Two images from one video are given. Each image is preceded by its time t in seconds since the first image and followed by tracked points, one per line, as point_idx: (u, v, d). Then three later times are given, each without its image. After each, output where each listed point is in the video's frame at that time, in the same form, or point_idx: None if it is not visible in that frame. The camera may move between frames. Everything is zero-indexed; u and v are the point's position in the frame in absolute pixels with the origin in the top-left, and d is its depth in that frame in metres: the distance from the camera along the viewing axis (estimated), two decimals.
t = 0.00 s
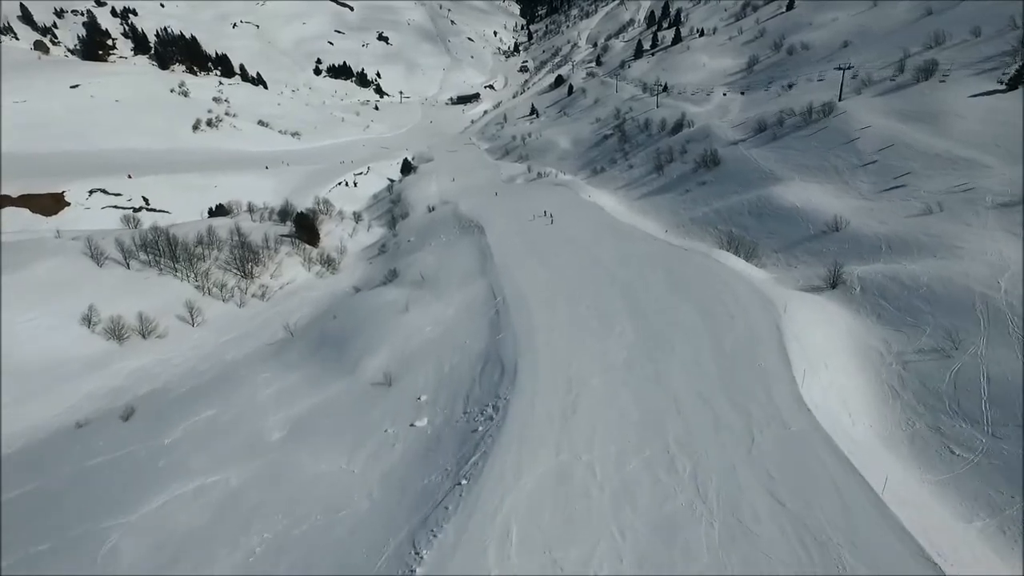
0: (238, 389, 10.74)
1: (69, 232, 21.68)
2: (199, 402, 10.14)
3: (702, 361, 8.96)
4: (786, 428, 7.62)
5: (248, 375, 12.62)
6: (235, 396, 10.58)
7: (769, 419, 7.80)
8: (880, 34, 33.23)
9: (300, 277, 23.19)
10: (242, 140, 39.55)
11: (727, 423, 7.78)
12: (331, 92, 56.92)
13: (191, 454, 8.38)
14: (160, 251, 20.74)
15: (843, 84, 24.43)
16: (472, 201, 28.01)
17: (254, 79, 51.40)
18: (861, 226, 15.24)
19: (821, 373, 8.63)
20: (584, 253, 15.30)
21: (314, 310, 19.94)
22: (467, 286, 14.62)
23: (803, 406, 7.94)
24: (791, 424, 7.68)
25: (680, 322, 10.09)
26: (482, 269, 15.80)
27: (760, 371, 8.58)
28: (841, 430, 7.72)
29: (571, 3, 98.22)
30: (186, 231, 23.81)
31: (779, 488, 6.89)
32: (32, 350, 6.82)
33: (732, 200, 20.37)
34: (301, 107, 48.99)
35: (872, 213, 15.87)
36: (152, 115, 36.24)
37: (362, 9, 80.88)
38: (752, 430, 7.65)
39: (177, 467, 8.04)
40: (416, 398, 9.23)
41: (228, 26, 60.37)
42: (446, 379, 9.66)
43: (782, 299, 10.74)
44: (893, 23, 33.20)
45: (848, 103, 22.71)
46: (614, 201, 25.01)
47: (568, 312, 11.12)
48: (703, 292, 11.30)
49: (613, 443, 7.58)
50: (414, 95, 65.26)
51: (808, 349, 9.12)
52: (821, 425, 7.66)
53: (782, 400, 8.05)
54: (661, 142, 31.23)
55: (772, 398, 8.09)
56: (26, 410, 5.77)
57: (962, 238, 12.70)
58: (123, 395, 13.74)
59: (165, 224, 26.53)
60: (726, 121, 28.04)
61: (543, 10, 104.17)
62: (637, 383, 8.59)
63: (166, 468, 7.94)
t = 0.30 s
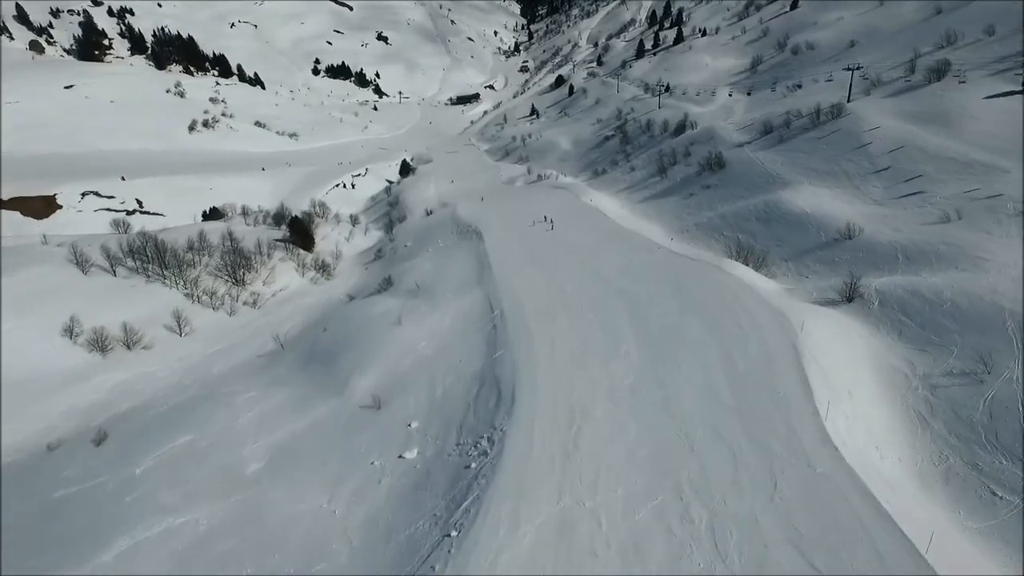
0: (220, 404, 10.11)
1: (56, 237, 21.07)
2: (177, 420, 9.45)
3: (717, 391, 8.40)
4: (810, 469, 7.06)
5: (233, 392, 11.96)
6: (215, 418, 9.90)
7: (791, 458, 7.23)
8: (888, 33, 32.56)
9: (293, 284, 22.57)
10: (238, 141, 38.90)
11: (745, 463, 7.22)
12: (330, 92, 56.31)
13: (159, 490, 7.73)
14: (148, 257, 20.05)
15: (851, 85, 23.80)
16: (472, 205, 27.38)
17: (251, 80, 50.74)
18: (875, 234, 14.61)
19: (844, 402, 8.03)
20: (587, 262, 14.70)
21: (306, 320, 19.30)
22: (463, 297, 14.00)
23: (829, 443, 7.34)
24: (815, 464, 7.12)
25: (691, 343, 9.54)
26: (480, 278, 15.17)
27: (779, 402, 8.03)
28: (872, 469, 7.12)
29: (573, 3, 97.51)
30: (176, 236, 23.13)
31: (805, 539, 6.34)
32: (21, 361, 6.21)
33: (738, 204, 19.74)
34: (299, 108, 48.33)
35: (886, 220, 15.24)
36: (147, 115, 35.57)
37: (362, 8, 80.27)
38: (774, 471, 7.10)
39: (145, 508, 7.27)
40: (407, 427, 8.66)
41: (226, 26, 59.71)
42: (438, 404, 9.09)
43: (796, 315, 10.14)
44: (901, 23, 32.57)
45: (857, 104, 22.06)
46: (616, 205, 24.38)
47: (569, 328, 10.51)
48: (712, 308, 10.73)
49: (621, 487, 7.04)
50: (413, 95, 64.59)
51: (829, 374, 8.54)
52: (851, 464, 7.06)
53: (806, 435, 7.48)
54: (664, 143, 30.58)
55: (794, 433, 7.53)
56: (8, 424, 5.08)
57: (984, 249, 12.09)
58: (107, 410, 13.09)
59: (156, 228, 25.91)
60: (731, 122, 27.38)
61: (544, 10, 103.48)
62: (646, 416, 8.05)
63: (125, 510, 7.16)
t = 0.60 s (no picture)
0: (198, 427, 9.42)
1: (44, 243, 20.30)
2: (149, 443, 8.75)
3: (737, 428, 7.86)
4: (845, 525, 6.52)
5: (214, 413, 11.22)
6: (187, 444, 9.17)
7: (823, 509, 6.74)
8: (894, 34, 31.94)
9: (286, 291, 21.85)
10: (235, 142, 38.22)
11: (769, 513, 6.73)
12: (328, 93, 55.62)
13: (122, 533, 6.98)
14: (135, 265, 19.35)
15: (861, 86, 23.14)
16: (472, 208, 26.71)
17: (248, 80, 50.03)
18: (892, 242, 13.92)
19: (873, 436, 7.61)
20: (590, 272, 14.07)
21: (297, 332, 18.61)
22: (459, 310, 13.34)
23: (865, 494, 6.82)
24: (850, 519, 6.58)
25: (703, 370, 8.97)
26: (477, 289, 14.54)
27: (804, 443, 7.52)
28: (907, 516, 6.68)
29: (573, 3, 96.85)
30: (165, 242, 22.39)
31: None
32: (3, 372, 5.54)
33: (746, 210, 19.03)
34: (297, 108, 47.61)
35: (904, 227, 14.54)
36: (143, 116, 34.88)
37: (361, 8, 79.54)
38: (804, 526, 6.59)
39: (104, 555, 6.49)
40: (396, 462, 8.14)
41: (224, 26, 59.02)
42: (431, 435, 8.51)
43: (816, 334, 9.65)
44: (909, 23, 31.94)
45: (868, 106, 21.39)
46: (619, 209, 23.73)
47: (570, 348, 9.93)
48: (723, 324, 10.18)
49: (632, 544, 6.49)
50: (412, 95, 63.88)
51: (857, 405, 8.09)
52: (886, 513, 6.60)
53: (839, 487, 6.94)
54: (667, 145, 29.88)
55: (825, 483, 7.01)
56: None
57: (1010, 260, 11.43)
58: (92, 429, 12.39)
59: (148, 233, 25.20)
60: (736, 124, 26.70)
61: (544, 10, 102.82)
62: (657, 455, 7.53)
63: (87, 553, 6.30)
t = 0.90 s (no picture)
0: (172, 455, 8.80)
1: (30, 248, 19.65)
2: (119, 473, 8.06)
3: (753, 473, 7.39)
4: None
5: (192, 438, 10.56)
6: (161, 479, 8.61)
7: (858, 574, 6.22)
8: (903, 34, 31.19)
9: (278, 300, 21.13)
10: (231, 144, 37.49)
11: None
12: (326, 94, 54.93)
13: None
14: (120, 274, 18.65)
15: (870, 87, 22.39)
16: (469, 213, 25.96)
17: (245, 81, 49.32)
18: (910, 253, 13.21)
19: (908, 482, 7.18)
20: (591, 283, 13.42)
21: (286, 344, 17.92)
22: (453, 324, 12.69)
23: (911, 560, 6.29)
24: None
25: (713, 403, 8.44)
26: (472, 302, 13.91)
27: (831, 496, 7.03)
28: None
29: (573, 3, 96.07)
30: (153, 248, 21.67)
31: None
32: None
33: (752, 217, 18.35)
34: (294, 109, 46.90)
35: (921, 238, 13.85)
36: (137, 118, 34.23)
37: (359, 7, 78.74)
38: None
39: None
40: (381, 499, 7.78)
41: (221, 26, 58.31)
42: (424, 475, 8.05)
43: (838, 358, 9.14)
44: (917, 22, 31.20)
45: (879, 108, 20.67)
46: (622, 215, 23.05)
47: (571, 375, 9.37)
48: (739, 348, 9.67)
49: None
50: (411, 96, 63.14)
51: (889, 446, 7.65)
52: None
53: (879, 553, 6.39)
54: (670, 148, 29.17)
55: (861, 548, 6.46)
56: None
57: None
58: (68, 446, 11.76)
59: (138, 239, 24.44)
60: (742, 126, 25.94)
61: (544, 9, 102.01)
62: (667, 502, 7.07)
63: None
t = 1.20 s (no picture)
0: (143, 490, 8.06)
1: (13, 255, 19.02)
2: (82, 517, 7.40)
3: (776, 529, 6.78)
4: None
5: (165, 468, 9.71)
6: (116, 540, 7.81)
7: None
8: (911, 33, 30.43)
9: (268, 308, 20.30)
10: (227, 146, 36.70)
11: None
12: (324, 94, 54.20)
13: None
14: (103, 283, 17.56)
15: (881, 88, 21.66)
16: (467, 217, 25.23)
17: (242, 82, 48.59)
18: (932, 265, 12.50)
19: (960, 541, 6.64)
20: (594, 299, 12.79)
21: (275, 357, 17.17)
22: (447, 341, 11.96)
23: None
24: None
25: (736, 446, 7.82)
26: (467, 315, 13.20)
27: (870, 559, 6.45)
28: None
29: (573, 2, 95.29)
30: (140, 255, 20.85)
31: None
32: None
33: (761, 223, 17.62)
34: (291, 110, 46.14)
35: (942, 248, 13.12)
36: (132, 119, 33.49)
37: (358, 7, 77.98)
38: None
39: None
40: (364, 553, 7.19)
41: (217, 26, 57.57)
42: (412, 526, 7.44)
43: (866, 392, 8.57)
44: (925, 22, 30.48)
45: (891, 110, 19.95)
46: (625, 220, 22.32)
47: (574, 405, 8.67)
48: (757, 377, 9.07)
49: None
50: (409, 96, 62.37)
51: (932, 500, 7.08)
52: None
53: None
54: (674, 150, 28.44)
55: None
56: None
57: None
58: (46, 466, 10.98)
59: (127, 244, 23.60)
60: (747, 128, 25.20)
61: (544, 9, 101.19)
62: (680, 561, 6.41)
63: None
